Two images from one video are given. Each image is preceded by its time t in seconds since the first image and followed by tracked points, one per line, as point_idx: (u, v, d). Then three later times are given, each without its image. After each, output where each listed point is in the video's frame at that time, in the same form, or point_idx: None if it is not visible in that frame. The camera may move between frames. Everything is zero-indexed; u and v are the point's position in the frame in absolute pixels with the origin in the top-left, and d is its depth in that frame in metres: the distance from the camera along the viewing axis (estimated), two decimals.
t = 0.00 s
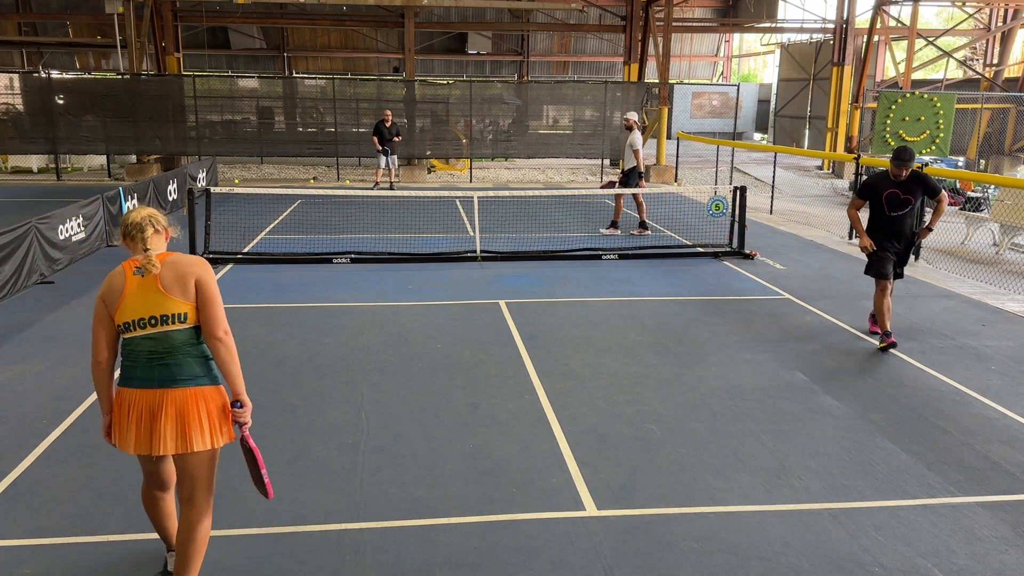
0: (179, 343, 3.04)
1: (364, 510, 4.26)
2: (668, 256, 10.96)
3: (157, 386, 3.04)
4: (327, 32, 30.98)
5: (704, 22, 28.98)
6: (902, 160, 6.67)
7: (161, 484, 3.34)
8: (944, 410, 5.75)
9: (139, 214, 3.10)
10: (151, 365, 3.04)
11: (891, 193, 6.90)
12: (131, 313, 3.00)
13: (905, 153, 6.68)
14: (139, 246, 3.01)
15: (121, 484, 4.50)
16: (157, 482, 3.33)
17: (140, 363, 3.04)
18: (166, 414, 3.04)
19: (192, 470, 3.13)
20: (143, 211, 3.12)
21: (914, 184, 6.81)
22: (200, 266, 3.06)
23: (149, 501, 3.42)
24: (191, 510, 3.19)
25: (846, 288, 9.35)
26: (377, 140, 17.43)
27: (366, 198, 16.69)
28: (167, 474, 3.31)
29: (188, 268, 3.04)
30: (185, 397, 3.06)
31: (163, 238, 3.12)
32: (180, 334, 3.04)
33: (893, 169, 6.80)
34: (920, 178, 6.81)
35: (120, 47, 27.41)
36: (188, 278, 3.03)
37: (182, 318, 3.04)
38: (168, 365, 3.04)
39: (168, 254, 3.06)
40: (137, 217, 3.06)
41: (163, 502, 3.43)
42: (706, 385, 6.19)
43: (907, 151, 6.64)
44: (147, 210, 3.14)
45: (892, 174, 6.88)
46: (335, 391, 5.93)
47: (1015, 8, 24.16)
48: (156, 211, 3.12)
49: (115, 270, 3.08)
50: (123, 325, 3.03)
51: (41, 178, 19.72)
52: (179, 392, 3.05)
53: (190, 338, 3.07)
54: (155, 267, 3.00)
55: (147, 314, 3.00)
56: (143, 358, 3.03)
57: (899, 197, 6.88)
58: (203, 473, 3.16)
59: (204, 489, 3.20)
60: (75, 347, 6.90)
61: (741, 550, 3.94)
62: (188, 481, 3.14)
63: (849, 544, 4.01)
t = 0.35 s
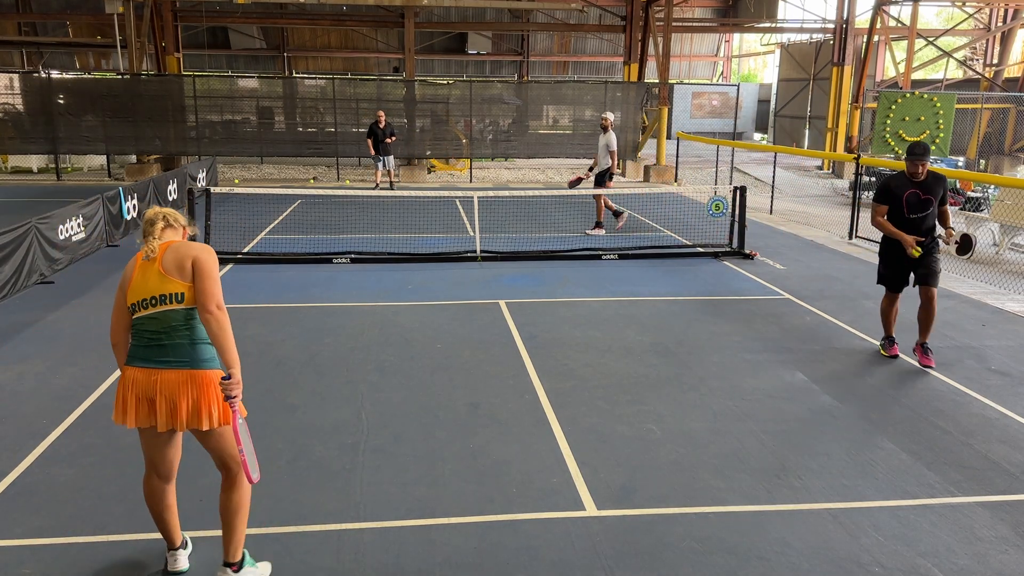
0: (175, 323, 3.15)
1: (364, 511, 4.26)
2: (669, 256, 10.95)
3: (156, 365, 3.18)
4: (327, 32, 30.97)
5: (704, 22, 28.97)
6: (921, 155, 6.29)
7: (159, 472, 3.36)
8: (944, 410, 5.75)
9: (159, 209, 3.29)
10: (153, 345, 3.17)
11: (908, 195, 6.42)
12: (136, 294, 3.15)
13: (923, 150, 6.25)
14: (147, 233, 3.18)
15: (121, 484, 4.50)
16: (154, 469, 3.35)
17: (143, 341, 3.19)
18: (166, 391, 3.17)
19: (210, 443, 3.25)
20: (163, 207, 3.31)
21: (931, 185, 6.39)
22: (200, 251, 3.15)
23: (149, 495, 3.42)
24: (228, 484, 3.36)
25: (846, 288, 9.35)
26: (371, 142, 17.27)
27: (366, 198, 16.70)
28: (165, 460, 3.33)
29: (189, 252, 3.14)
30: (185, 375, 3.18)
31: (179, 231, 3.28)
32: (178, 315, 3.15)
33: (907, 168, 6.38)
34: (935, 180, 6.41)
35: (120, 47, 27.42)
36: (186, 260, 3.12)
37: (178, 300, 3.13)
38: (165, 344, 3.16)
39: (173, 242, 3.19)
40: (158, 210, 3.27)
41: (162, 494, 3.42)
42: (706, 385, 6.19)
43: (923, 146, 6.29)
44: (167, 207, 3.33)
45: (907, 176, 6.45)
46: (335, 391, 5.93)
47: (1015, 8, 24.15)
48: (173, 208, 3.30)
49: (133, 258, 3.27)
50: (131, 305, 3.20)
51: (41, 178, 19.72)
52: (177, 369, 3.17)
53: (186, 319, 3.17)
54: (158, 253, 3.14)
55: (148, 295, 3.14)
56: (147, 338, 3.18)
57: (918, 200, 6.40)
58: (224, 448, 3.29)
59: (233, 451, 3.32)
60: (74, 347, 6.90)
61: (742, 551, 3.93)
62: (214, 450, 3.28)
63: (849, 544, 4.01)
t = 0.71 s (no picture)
0: (214, 327, 3.15)
1: (364, 510, 4.26)
2: (668, 256, 10.95)
3: (192, 366, 3.18)
4: (328, 32, 30.97)
5: (704, 22, 28.96)
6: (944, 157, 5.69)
7: (177, 469, 3.37)
8: (944, 410, 5.75)
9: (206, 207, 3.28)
10: (188, 345, 3.16)
11: (930, 203, 5.86)
12: (173, 291, 3.14)
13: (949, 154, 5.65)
14: (191, 232, 3.18)
15: (121, 484, 4.50)
16: (172, 466, 3.36)
17: (177, 340, 3.17)
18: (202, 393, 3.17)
19: (235, 446, 3.27)
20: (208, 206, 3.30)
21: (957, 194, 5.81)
22: (246, 258, 3.16)
23: (163, 490, 3.42)
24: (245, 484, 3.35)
25: (846, 288, 9.35)
26: (370, 142, 17.24)
27: (366, 198, 16.70)
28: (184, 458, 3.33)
29: (232, 258, 3.14)
30: (222, 379, 3.19)
31: (221, 232, 3.28)
32: (218, 319, 3.15)
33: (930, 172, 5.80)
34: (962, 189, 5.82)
35: (120, 47, 27.43)
36: (230, 267, 3.12)
37: (219, 304, 3.13)
38: (202, 345, 3.16)
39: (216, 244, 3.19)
40: (200, 207, 3.26)
41: (175, 489, 3.43)
42: (706, 385, 6.19)
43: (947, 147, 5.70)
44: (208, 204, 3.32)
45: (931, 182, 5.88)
46: (335, 391, 5.93)
47: (1015, 8, 24.15)
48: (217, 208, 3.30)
49: (167, 252, 3.23)
50: (165, 302, 3.17)
51: (41, 178, 19.72)
52: (215, 371, 3.18)
53: (225, 323, 3.17)
54: (200, 253, 3.13)
55: (187, 294, 3.12)
56: (182, 338, 3.16)
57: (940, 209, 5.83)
58: (247, 452, 3.31)
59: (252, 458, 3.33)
60: (74, 347, 6.90)
61: (742, 550, 3.93)
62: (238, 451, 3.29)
63: (849, 544, 4.01)
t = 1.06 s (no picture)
0: (253, 335, 3.16)
1: (364, 510, 4.26)
2: (668, 256, 10.95)
3: (232, 372, 3.17)
4: (327, 32, 30.97)
5: (703, 22, 28.95)
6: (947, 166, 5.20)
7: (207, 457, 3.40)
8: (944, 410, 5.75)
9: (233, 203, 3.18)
10: (229, 353, 3.16)
11: (932, 219, 5.38)
12: (211, 301, 3.12)
13: (951, 164, 5.15)
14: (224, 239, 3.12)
15: (120, 484, 4.50)
16: (203, 456, 3.39)
17: (215, 348, 3.16)
18: (244, 397, 3.17)
19: (263, 446, 3.28)
20: (235, 200, 3.20)
21: (965, 207, 5.27)
22: (280, 265, 3.15)
23: (189, 480, 3.45)
24: (267, 486, 3.33)
25: (846, 288, 9.35)
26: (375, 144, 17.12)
27: (366, 198, 16.70)
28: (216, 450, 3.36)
29: (268, 267, 3.12)
30: (260, 386, 3.20)
31: (252, 233, 3.22)
32: (257, 327, 3.16)
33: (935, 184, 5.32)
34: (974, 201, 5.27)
35: (120, 47, 27.42)
36: (268, 278, 3.11)
37: (257, 314, 3.14)
38: (242, 353, 3.16)
39: (249, 250, 3.15)
40: (227, 208, 3.15)
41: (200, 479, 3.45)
42: (706, 385, 6.19)
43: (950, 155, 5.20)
44: (234, 198, 3.22)
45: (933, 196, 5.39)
46: (335, 391, 5.93)
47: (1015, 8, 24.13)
48: (246, 201, 3.20)
49: (195, 256, 3.17)
50: (199, 311, 3.14)
51: (41, 178, 19.72)
52: (254, 376, 3.19)
53: (264, 330, 3.19)
54: (236, 262, 3.10)
55: (226, 305, 3.11)
56: (221, 346, 3.15)
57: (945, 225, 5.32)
58: (275, 452, 3.30)
59: (277, 459, 3.32)
60: (74, 347, 6.90)
61: (742, 550, 3.94)
62: (266, 452, 3.29)
63: (849, 544, 4.01)
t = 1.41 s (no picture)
0: (272, 338, 3.16)
1: (364, 510, 4.26)
2: (669, 256, 10.95)
3: (251, 372, 3.18)
4: (328, 32, 30.96)
5: (703, 22, 28.94)
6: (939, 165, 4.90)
7: (219, 461, 3.39)
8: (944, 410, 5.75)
9: (235, 205, 3.08)
10: (250, 355, 3.17)
11: (922, 221, 5.03)
12: (229, 308, 3.11)
13: (937, 165, 4.87)
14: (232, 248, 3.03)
15: (120, 484, 4.49)
16: (215, 460, 3.38)
17: (236, 351, 3.17)
18: (262, 397, 3.17)
19: (274, 447, 3.26)
20: (239, 201, 3.09)
21: (961, 209, 4.89)
22: (296, 269, 3.11)
23: (197, 481, 3.44)
24: (276, 488, 3.31)
25: (846, 288, 9.34)
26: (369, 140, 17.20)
27: (366, 199, 16.70)
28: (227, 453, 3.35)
29: (284, 275, 3.08)
30: (278, 386, 3.20)
31: (265, 233, 3.15)
32: (275, 330, 3.15)
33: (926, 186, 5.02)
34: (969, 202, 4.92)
35: (120, 47, 27.41)
36: (286, 285, 3.09)
37: (277, 319, 3.13)
38: (262, 354, 3.17)
39: (264, 253, 3.10)
40: (234, 215, 3.05)
41: (210, 481, 3.43)
42: (706, 385, 6.19)
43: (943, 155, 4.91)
44: (240, 196, 3.11)
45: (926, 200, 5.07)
46: (335, 391, 5.93)
47: (1015, 8, 24.11)
48: (251, 202, 3.08)
49: (209, 260, 3.13)
50: (217, 316, 3.14)
51: (41, 178, 19.71)
52: (273, 375, 3.20)
53: (283, 332, 3.18)
54: (251, 268, 3.05)
55: (244, 313, 3.10)
56: (242, 348, 3.16)
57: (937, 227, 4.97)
58: (287, 451, 3.29)
59: (288, 459, 3.32)
60: (74, 347, 6.90)
61: (742, 550, 3.93)
62: (276, 453, 3.28)
63: (849, 544, 4.01)
